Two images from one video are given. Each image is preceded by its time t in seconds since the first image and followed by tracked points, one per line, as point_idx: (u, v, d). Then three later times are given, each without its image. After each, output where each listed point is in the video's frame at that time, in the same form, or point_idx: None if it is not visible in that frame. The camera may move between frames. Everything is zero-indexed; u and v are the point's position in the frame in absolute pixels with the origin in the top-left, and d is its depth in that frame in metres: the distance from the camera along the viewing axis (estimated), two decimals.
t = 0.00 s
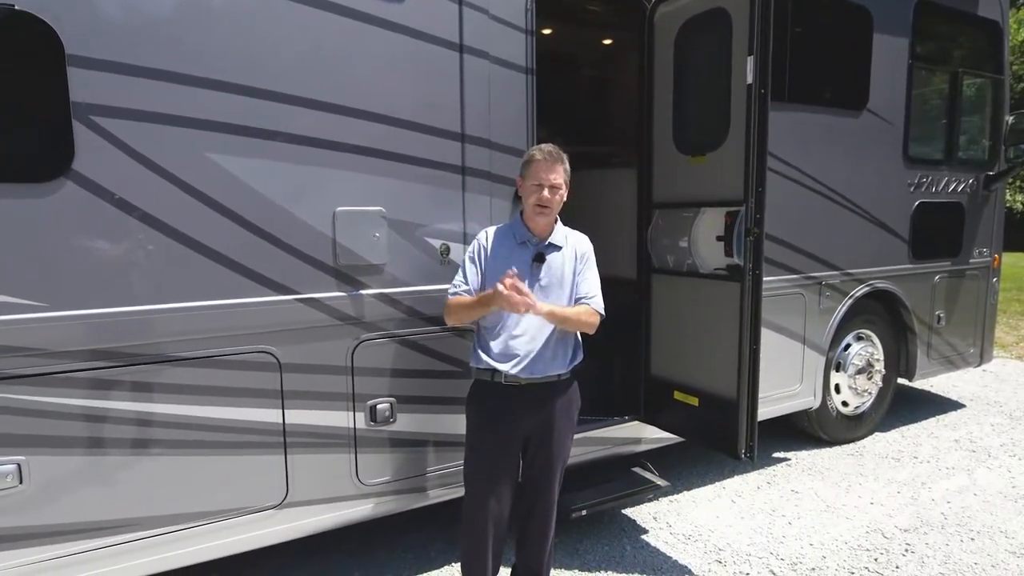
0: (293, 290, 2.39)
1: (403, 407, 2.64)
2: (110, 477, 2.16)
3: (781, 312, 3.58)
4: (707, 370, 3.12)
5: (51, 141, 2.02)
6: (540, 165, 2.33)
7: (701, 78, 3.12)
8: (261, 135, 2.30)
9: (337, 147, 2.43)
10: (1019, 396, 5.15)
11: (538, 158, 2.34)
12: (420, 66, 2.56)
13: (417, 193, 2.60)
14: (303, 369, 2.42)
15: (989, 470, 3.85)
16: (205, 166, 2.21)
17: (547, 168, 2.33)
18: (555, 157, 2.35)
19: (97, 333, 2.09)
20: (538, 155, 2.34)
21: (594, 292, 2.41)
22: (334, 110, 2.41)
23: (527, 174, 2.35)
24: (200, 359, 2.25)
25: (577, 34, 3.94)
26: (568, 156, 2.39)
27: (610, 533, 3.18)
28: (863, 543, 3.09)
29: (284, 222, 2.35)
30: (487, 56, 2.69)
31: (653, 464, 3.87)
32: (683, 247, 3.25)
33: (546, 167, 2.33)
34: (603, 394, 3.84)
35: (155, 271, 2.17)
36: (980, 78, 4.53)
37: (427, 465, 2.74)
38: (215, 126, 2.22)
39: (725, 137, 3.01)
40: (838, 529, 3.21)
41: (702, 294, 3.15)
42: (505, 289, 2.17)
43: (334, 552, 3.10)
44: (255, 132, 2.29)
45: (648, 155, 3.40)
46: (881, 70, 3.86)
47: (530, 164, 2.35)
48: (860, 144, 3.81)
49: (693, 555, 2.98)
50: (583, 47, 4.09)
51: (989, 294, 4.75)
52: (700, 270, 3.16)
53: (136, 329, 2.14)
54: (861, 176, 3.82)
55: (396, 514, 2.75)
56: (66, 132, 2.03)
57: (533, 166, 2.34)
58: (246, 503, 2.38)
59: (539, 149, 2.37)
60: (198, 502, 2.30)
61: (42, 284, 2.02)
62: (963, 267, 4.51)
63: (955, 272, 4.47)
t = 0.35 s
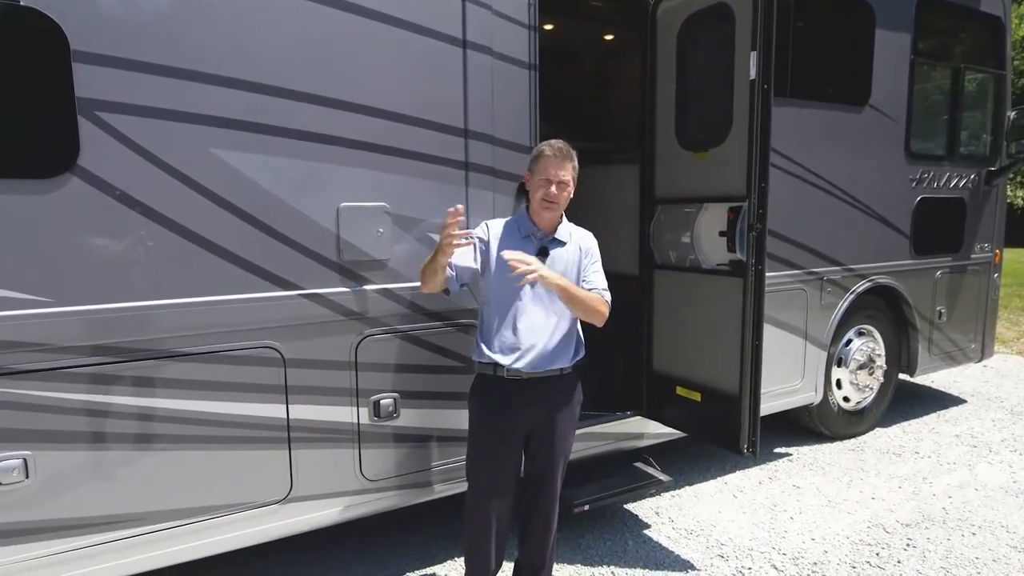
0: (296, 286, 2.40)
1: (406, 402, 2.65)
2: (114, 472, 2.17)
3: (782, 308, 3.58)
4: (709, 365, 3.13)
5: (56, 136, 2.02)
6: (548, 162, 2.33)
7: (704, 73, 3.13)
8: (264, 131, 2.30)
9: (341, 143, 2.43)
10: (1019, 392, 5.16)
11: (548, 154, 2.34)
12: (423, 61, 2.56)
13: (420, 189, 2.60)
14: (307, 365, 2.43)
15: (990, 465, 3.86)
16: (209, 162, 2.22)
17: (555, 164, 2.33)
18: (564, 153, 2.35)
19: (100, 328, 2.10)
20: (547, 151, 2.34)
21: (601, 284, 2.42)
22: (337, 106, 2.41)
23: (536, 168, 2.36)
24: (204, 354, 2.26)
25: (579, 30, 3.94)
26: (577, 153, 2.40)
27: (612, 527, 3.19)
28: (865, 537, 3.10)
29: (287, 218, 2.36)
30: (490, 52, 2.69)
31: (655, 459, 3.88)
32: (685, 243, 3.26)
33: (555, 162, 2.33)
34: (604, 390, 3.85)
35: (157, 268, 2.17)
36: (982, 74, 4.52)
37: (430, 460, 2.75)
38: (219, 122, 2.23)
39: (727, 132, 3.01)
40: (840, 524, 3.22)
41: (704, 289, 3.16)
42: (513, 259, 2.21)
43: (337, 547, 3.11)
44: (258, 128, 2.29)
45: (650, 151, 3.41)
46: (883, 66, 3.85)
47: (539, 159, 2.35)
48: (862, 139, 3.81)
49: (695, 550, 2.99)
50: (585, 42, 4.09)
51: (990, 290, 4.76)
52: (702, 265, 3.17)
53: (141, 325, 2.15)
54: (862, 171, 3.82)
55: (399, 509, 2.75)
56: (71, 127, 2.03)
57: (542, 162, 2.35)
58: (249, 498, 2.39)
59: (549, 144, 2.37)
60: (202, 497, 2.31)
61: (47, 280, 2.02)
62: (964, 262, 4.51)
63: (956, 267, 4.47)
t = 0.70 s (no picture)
0: (299, 284, 2.40)
1: (408, 400, 2.65)
2: (118, 471, 2.17)
3: (783, 306, 3.59)
4: (710, 363, 3.14)
5: (59, 134, 2.02)
6: (535, 159, 2.35)
7: (705, 72, 3.13)
8: (265, 129, 2.30)
9: (343, 141, 2.43)
10: (1017, 389, 5.18)
11: (534, 152, 2.36)
12: (425, 60, 2.56)
13: (422, 187, 2.60)
14: (309, 363, 2.43)
15: (989, 462, 3.88)
16: (211, 161, 2.22)
17: (542, 161, 2.34)
18: (551, 149, 2.36)
19: (101, 327, 2.09)
20: (533, 149, 2.36)
21: (605, 281, 2.42)
22: (339, 104, 2.41)
23: (526, 168, 2.38)
24: (206, 353, 2.26)
25: (578, 29, 3.95)
26: (566, 147, 2.40)
27: (613, 525, 3.20)
28: (866, 534, 3.11)
29: (289, 216, 2.36)
30: (491, 50, 2.69)
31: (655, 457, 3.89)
32: (686, 241, 3.27)
33: (542, 159, 2.34)
34: (605, 388, 3.86)
35: (157, 266, 2.17)
36: (980, 72, 4.54)
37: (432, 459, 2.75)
38: (221, 120, 2.23)
39: (727, 130, 3.02)
40: (840, 521, 3.23)
41: (705, 287, 3.17)
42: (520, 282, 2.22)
43: (338, 545, 3.11)
44: (260, 126, 2.29)
45: (650, 150, 3.42)
46: (882, 64, 3.86)
47: (527, 159, 2.37)
48: (861, 138, 3.82)
49: (696, 547, 3.00)
50: (584, 41, 4.10)
51: (988, 287, 4.77)
52: (703, 263, 3.18)
53: (144, 323, 2.15)
54: (862, 169, 3.83)
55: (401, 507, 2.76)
56: (73, 125, 2.03)
57: (529, 161, 2.37)
58: (251, 496, 2.39)
59: (538, 143, 2.39)
60: (204, 496, 2.31)
61: (49, 278, 2.02)
62: (962, 260, 4.53)
63: (955, 265, 4.49)
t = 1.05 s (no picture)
0: (299, 285, 2.40)
1: (408, 400, 2.65)
2: (118, 473, 2.17)
3: (781, 304, 3.60)
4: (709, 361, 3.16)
5: (60, 135, 2.02)
6: (533, 160, 2.36)
7: (703, 71, 3.14)
8: (264, 129, 2.30)
9: (342, 141, 2.43)
10: (1014, 386, 5.20)
11: (532, 153, 2.37)
12: (424, 60, 2.56)
13: (421, 187, 2.61)
14: (310, 363, 2.43)
15: (987, 459, 3.89)
16: (210, 161, 2.22)
17: (541, 162, 2.35)
18: (548, 148, 2.36)
19: (100, 328, 2.09)
20: (530, 151, 2.38)
21: (574, 279, 2.32)
22: (338, 105, 2.42)
23: (527, 169, 2.40)
24: (207, 354, 2.26)
25: (577, 28, 3.96)
26: (566, 145, 2.40)
27: (613, 523, 3.20)
28: (864, 531, 3.12)
29: (289, 216, 2.36)
30: (490, 50, 2.70)
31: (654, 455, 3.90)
32: (684, 240, 3.27)
33: (541, 160, 2.36)
34: (604, 387, 3.86)
35: (154, 266, 2.16)
36: (977, 71, 4.55)
37: (432, 458, 2.75)
38: (220, 121, 2.23)
39: (725, 130, 3.03)
40: (838, 518, 3.24)
41: (703, 286, 3.18)
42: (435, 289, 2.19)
43: (338, 545, 3.11)
44: (259, 126, 2.29)
45: (647, 149, 3.42)
46: (879, 63, 3.87)
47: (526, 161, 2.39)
48: (858, 136, 3.83)
49: (696, 545, 3.01)
50: (581, 40, 4.10)
51: (985, 284, 4.79)
52: (702, 262, 3.19)
53: (144, 324, 2.15)
54: (859, 168, 3.84)
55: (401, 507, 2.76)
56: (73, 126, 2.03)
57: (529, 163, 2.39)
58: (252, 497, 2.39)
59: (538, 143, 2.39)
60: (205, 496, 2.32)
61: (48, 280, 2.02)
62: (959, 258, 4.54)
63: (952, 262, 4.50)
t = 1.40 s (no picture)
0: (296, 290, 2.41)
1: (405, 405, 2.66)
2: (114, 479, 2.17)
3: (775, 309, 3.62)
4: (704, 366, 3.18)
5: (59, 134, 2.04)
6: (538, 167, 2.40)
7: (698, 77, 3.17)
8: (260, 135, 2.31)
9: (338, 148, 2.45)
10: (1007, 390, 5.23)
11: (537, 160, 2.41)
12: (420, 67, 2.58)
13: (417, 193, 2.62)
14: (307, 368, 2.44)
15: (980, 462, 3.91)
16: (208, 167, 2.23)
17: (543, 169, 2.39)
18: (553, 157, 2.40)
19: (97, 333, 2.09)
20: (536, 157, 2.42)
21: (556, 296, 2.30)
22: (335, 111, 2.43)
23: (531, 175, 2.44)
24: (204, 359, 2.26)
25: (572, 35, 3.99)
26: (573, 157, 2.42)
27: (610, 528, 3.21)
28: (859, 535, 3.14)
29: (286, 222, 2.37)
30: (486, 57, 2.72)
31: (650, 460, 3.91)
32: (679, 245, 3.29)
33: (543, 167, 2.39)
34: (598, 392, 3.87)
35: (150, 271, 2.17)
36: (968, 78, 4.60)
37: (428, 463, 2.76)
38: (217, 127, 2.24)
39: (719, 135, 3.06)
40: (833, 522, 3.25)
41: (698, 291, 3.20)
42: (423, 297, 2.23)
43: (334, 551, 3.10)
44: (256, 132, 2.30)
45: (642, 154, 3.45)
46: (871, 69, 3.91)
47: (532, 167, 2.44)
48: (851, 142, 3.86)
49: (692, 549, 3.02)
50: (576, 46, 4.13)
51: (978, 289, 4.82)
52: (697, 267, 3.21)
53: (140, 329, 2.16)
54: (852, 174, 3.87)
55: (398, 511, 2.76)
56: (71, 131, 2.04)
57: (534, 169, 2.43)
58: (249, 502, 2.39)
59: (542, 151, 2.42)
60: (202, 501, 2.32)
61: (45, 285, 2.02)
62: (952, 263, 4.57)
63: (945, 267, 4.53)
